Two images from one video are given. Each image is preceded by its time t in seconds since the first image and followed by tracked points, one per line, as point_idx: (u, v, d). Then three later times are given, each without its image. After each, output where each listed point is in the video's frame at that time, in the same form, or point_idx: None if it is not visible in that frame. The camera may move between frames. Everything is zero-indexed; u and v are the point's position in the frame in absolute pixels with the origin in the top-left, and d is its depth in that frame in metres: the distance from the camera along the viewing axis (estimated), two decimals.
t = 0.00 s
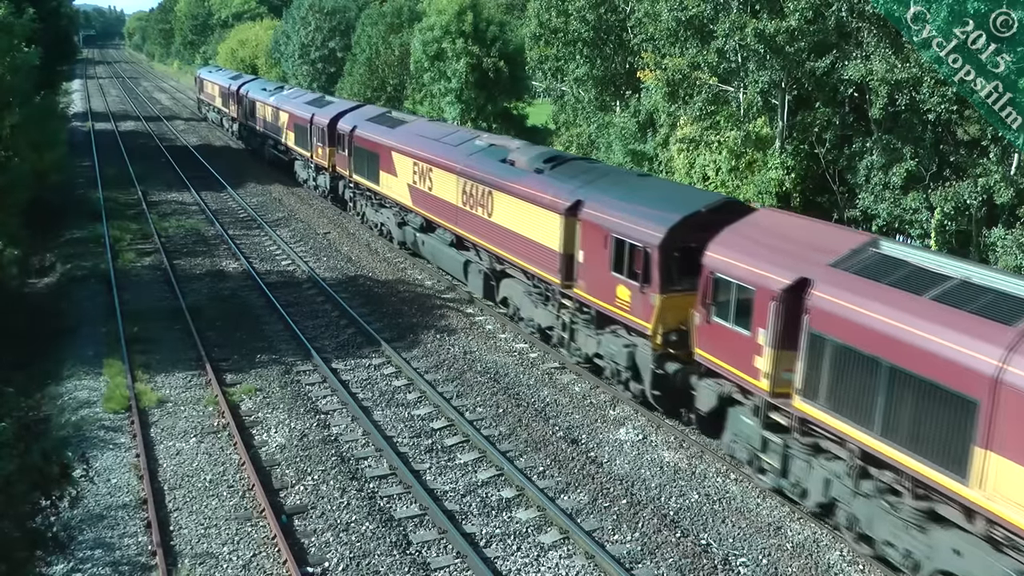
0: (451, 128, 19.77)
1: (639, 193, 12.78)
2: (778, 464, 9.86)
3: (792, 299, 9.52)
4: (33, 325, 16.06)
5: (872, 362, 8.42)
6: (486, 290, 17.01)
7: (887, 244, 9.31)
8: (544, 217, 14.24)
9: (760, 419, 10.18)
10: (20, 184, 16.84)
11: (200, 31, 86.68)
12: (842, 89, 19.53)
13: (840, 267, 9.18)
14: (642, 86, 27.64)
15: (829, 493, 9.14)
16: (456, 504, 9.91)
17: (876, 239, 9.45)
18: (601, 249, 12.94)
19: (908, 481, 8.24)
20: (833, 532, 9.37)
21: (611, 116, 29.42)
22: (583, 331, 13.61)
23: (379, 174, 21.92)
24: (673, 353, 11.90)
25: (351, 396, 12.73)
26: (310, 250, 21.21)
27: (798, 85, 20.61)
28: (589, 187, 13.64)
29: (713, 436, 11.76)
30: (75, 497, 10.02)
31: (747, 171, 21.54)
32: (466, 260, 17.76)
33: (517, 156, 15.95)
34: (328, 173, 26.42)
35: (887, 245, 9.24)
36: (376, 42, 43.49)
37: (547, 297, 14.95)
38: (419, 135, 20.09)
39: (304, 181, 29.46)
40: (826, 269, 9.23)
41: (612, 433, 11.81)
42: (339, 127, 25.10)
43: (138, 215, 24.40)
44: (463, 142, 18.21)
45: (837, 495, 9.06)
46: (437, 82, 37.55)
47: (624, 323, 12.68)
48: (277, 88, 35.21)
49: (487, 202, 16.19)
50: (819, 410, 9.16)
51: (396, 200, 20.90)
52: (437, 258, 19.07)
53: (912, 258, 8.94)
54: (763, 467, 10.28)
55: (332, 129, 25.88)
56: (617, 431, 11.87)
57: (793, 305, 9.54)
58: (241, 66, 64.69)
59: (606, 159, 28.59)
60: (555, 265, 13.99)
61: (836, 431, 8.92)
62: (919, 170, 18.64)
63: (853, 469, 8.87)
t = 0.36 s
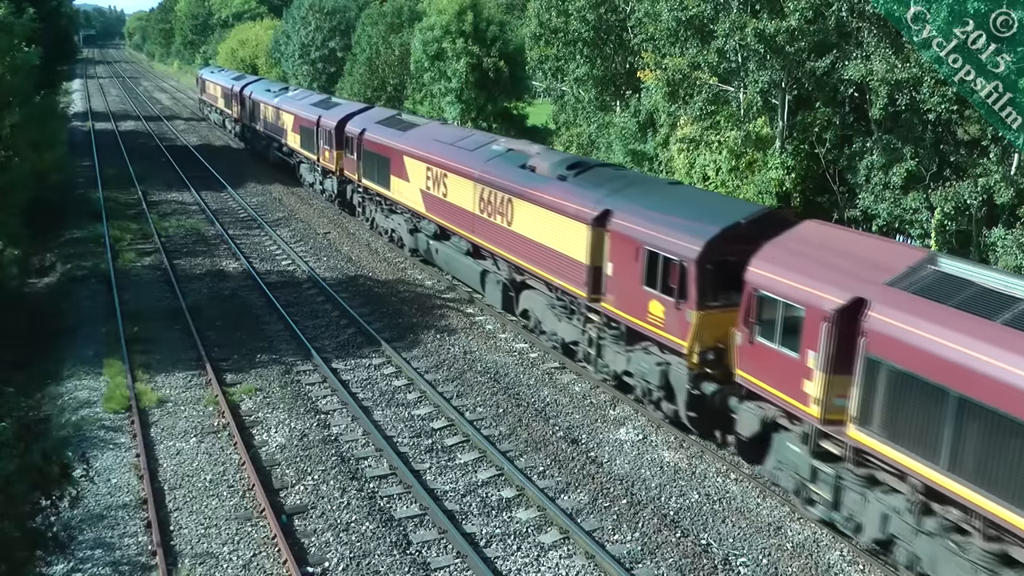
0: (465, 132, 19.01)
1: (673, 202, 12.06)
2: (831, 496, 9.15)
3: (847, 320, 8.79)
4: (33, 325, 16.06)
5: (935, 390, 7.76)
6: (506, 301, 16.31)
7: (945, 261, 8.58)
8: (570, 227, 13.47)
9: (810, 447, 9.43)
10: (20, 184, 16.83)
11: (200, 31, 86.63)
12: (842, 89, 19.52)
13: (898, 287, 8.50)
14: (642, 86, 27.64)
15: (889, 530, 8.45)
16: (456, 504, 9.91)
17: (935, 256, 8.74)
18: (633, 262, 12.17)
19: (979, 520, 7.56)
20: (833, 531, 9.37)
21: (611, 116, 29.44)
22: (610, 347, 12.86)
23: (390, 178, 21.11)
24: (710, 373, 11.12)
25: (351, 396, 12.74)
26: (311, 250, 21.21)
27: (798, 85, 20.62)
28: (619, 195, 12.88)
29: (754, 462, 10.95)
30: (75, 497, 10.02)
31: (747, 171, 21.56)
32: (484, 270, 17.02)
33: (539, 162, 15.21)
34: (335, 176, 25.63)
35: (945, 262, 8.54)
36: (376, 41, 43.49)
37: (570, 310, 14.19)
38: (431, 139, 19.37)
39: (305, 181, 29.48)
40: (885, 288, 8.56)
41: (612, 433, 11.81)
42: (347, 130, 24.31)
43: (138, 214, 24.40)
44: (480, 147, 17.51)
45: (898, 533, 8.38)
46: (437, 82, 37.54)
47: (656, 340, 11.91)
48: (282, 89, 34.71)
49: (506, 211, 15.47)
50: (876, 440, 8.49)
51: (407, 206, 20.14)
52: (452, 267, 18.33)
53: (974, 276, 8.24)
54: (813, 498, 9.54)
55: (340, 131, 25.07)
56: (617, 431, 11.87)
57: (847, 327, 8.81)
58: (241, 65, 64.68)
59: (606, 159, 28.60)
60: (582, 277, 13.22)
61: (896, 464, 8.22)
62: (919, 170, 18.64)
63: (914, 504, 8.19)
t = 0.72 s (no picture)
0: (480, 136, 18.25)
1: (710, 213, 11.38)
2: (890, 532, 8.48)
3: (908, 343, 8.11)
4: (33, 325, 16.05)
5: (1009, 423, 7.12)
6: (526, 314, 15.50)
7: (1012, 280, 7.92)
8: (598, 237, 12.73)
9: (865, 479, 8.77)
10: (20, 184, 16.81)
11: (200, 31, 86.61)
12: (842, 89, 19.56)
13: (965, 308, 7.82)
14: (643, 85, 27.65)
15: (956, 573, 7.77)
16: (457, 504, 9.90)
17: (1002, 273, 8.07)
18: (667, 276, 11.47)
19: None
20: (834, 531, 9.37)
21: (612, 116, 29.44)
22: (641, 364, 12.16)
23: (401, 183, 20.32)
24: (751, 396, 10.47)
25: (351, 396, 12.74)
26: (311, 250, 21.21)
27: (798, 85, 20.64)
28: (651, 205, 12.14)
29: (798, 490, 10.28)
30: (76, 497, 10.01)
31: (747, 171, 21.61)
32: (502, 280, 16.20)
33: (561, 169, 14.47)
34: (343, 180, 24.95)
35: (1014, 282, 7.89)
36: (377, 41, 43.49)
37: (596, 325, 13.49)
38: (444, 142, 18.64)
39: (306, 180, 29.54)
40: (951, 310, 7.88)
41: (612, 433, 11.81)
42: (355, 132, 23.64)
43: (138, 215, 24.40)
44: (496, 151, 16.77)
45: None
46: (438, 82, 37.55)
47: (692, 359, 11.23)
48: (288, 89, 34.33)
49: (527, 219, 14.73)
50: (942, 476, 7.82)
51: (420, 212, 19.41)
52: (469, 277, 17.52)
53: None
54: (868, 532, 8.88)
55: (347, 134, 24.39)
56: (618, 431, 11.86)
57: (908, 351, 8.14)
58: (241, 65, 64.68)
59: (606, 159, 28.61)
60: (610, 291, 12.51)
61: (963, 502, 7.58)
62: (920, 169, 18.63)
63: (985, 546, 7.52)
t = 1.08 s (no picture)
0: (497, 141, 17.65)
1: (750, 226, 10.76)
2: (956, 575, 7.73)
3: (977, 371, 7.41)
4: (33, 325, 16.05)
5: None
6: (546, 327, 14.74)
7: None
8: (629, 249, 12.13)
9: (927, 516, 8.07)
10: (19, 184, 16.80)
11: (200, 31, 86.61)
12: (842, 89, 19.64)
13: None
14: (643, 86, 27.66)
15: None
16: (457, 504, 9.90)
17: None
18: (704, 292, 10.85)
19: None
20: (834, 531, 9.38)
21: (612, 116, 29.46)
22: (673, 384, 11.46)
23: (413, 190, 19.69)
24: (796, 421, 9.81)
25: (352, 396, 12.74)
26: (311, 250, 21.21)
27: (798, 85, 20.64)
28: (686, 215, 11.54)
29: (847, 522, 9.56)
30: (76, 497, 10.01)
31: (747, 171, 21.64)
32: (523, 292, 15.49)
33: (587, 176, 13.88)
34: (351, 185, 24.30)
35: None
36: (377, 41, 43.50)
37: (625, 341, 12.79)
38: (460, 146, 18.04)
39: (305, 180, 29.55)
40: None
41: (613, 433, 11.81)
42: (365, 135, 22.93)
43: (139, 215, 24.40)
44: (516, 157, 16.18)
45: None
46: (438, 82, 37.56)
47: (732, 380, 10.58)
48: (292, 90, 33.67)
49: (551, 229, 14.15)
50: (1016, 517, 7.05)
51: (434, 219, 18.82)
52: (486, 288, 16.76)
53: None
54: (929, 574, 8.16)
55: (356, 137, 23.72)
56: (618, 431, 11.86)
57: (977, 379, 7.44)
58: (241, 65, 64.62)
59: (607, 159, 28.62)
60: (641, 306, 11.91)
61: None
62: (920, 169, 18.63)
63: None
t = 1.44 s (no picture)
0: (516, 146, 17.01)
1: (796, 240, 10.11)
2: None
3: None
4: (33, 325, 16.06)
5: None
6: (570, 342, 14.04)
7: None
8: (663, 263, 11.48)
9: (999, 558, 7.51)
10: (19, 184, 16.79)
11: (200, 31, 86.64)
12: (842, 89, 19.67)
13: None
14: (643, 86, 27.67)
15: None
16: (457, 504, 9.90)
17: None
18: (747, 310, 10.21)
19: None
20: (834, 532, 9.38)
21: (612, 116, 29.46)
22: (711, 406, 10.80)
23: (427, 196, 19.03)
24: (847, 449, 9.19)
25: (352, 396, 12.74)
26: (311, 250, 21.22)
27: (798, 86, 20.63)
28: (724, 228, 10.89)
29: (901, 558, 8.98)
30: (76, 497, 10.01)
31: (747, 171, 21.65)
32: (545, 304, 14.79)
33: (614, 185, 13.24)
34: (360, 190, 23.60)
35: None
36: (378, 42, 43.51)
37: (657, 359, 12.08)
38: (476, 151, 17.41)
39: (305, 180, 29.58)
40: None
41: (613, 433, 11.81)
42: (374, 139, 22.20)
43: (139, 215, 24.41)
44: (537, 164, 15.53)
45: None
46: (438, 82, 37.57)
47: (776, 404, 9.97)
48: (296, 92, 33.09)
49: (577, 240, 13.51)
50: None
51: (448, 226, 18.20)
52: (506, 298, 16.07)
53: None
54: None
55: (365, 141, 23.01)
56: (618, 431, 11.86)
57: None
58: (241, 66, 64.58)
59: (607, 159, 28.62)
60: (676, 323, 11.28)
61: None
62: (920, 169, 18.63)
63: None
